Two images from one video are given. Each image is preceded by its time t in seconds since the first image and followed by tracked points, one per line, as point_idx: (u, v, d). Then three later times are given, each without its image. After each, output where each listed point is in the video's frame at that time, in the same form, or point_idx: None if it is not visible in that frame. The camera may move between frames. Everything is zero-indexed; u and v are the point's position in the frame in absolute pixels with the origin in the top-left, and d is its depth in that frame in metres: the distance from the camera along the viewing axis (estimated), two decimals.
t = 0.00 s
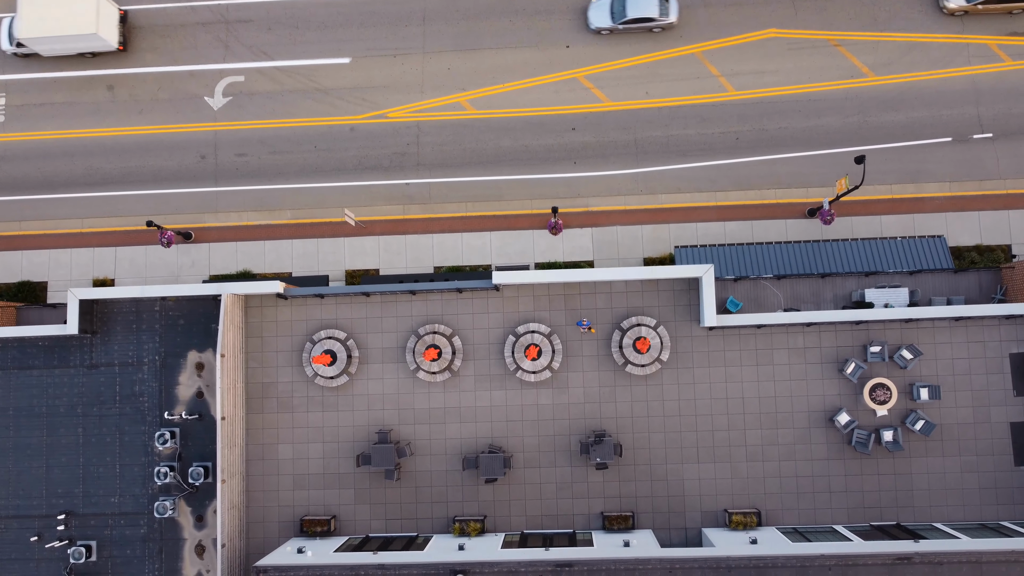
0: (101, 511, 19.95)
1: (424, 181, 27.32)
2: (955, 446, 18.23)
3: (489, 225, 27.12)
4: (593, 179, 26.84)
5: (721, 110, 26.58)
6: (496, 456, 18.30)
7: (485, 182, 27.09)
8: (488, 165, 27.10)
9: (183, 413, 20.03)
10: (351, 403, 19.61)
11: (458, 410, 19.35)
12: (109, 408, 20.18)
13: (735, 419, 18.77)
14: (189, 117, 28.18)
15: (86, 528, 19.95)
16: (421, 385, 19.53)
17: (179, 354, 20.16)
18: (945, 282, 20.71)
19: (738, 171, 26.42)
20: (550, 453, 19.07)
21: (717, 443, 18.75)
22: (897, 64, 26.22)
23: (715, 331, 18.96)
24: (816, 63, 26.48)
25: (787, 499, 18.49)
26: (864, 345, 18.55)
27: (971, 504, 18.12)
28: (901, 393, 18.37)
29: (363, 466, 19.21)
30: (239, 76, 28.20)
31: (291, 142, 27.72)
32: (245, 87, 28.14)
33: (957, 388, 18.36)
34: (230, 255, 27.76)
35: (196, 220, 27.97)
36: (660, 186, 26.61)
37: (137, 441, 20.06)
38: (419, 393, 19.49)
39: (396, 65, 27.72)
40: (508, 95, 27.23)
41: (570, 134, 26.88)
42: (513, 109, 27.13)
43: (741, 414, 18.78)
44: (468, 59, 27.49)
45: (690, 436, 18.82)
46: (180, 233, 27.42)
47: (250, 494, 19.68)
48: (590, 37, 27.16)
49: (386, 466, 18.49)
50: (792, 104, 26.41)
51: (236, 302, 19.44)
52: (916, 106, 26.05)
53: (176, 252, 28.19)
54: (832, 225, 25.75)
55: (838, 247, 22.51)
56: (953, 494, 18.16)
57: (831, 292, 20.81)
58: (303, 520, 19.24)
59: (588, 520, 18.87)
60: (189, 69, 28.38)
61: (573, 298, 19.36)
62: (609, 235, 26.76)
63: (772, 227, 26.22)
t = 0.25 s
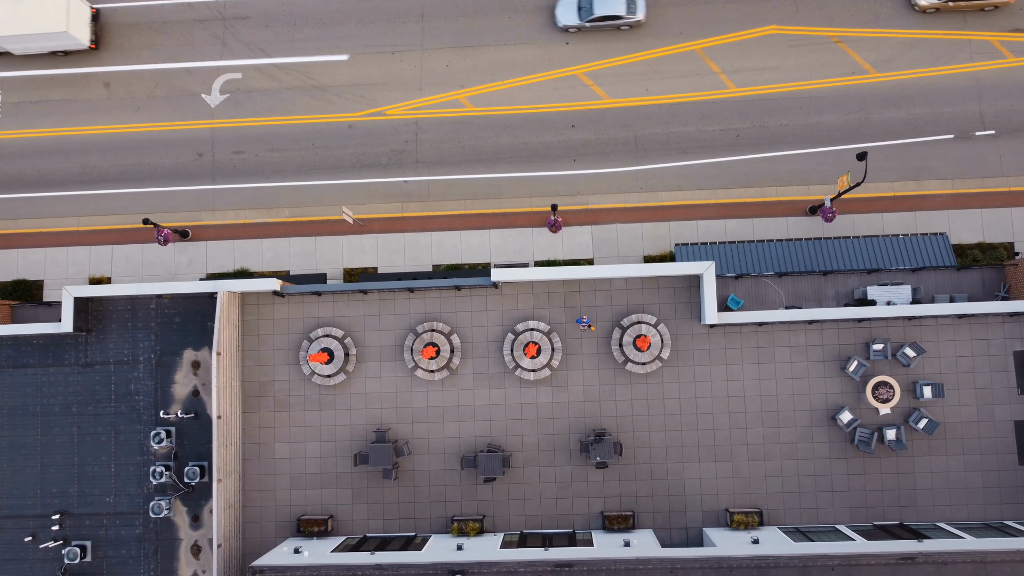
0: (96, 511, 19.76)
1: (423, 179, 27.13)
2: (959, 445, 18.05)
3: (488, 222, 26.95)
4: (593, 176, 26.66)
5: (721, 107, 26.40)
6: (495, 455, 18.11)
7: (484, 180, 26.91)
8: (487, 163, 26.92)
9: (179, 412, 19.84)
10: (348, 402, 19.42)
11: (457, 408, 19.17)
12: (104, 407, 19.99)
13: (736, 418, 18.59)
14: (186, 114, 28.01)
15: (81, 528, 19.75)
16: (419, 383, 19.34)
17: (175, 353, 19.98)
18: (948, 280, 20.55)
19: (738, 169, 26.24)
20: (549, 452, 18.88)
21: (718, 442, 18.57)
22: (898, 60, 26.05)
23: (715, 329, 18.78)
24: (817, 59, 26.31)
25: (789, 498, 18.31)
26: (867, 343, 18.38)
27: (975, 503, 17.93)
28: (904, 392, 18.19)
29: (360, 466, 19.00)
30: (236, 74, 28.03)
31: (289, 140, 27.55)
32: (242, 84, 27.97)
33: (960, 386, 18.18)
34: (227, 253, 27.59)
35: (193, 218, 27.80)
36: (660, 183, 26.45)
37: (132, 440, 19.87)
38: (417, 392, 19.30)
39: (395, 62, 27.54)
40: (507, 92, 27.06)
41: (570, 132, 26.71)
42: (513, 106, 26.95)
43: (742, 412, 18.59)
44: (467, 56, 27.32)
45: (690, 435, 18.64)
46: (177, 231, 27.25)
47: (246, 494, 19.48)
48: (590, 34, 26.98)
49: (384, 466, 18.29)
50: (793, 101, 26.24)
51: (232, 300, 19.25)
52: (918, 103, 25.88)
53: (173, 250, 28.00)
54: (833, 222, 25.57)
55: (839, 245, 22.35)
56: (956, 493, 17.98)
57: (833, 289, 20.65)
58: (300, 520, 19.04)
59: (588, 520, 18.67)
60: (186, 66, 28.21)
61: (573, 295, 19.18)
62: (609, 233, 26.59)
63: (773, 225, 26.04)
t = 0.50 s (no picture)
0: (87, 512, 19.40)
1: (421, 175, 26.81)
2: (966, 444, 17.70)
3: (486, 219, 26.61)
4: (593, 172, 26.32)
5: (723, 102, 26.08)
6: (493, 454, 17.74)
7: (482, 176, 26.57)
8: (485, 159, 26.58)
9: (172, 411, 19.49)
10: (344, 400, 19.07)
11: (455, 407, 18.82)
12: (95, 406, 19.63)
13: (740, 416, 18.25)
14: (182, 110, 27.69)
15: (72, 529, 19.39)
16: (416, 381, 18.99)
17: (168, 350, 19.63)
18: (954, 276, 20.21)
19: (740, 164, 25.92)
20: (549, 451, 18.54)
21: (720, 441, 18.23)
22: (902, 55, 25.73)
23: (718, 326, 18.44)
24: (820, 54, 25.99)
25: (793, 498, 17.97)
26: (872, 340, 18.03)
27: (983, 503, 17.58)
28: (910, 389, 17.84)
29: (356, 465, 18.64)
30: (232, 69, 27.70)
31: (285, 135, 27.21)
32: (238, 80, 27.64)
33: (968, 384, 17.83)
34: (223, 250, 27.25)
35: (188, 215, 27.46)
36: (661, 179, 26.12)
37: (124, 439, 19.51)
38: (414, 390, 18.95)
39: (393, 57, 27.21)
40: (506, 87, 26.74)
41: (569, 127, 26.38)
42: (512, 101, 26.62)
43: (746, 411, 18.25)
44: (465, 51, 26.99)
45: (692, 433, 18.29)
46: (171, 228, 26.92)
47: (240, 494, 19.12)
48: (590, 28, 26.66)
49: (380, 465, 17.94)
50: (795, 96, 25.91)
51: (225, 296, 18.89)
52: (922, 98, 25.54)
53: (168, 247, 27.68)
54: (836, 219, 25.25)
55: (843, 241, 22.02)
56: (964, 493, 17.63)
57: (837, 286, 20.32)
58: (295, 521, 18.68)
59: (589, 520, 18.32)
60: (181, 61, 27.87)
61: (572, 291, 18.85)
62: (609, 229, 26.26)
63: (776, 221, 25.73)
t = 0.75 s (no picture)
0: (76, 513, 18.93)
1: (418, 171, 26.37)
2: (976, 443, 17.27)
3: (485, 215, 26.20)
4: (593, 167, 25.90)
5: (725, 96, 25.65)
6: (491, 453, 17.30)
7: (481, 171, 26.14)
8: (484, 154, 26.15)
9: (163, 410, 19.05)
10: (339, 399, 18.63)
11: (452, 405, 18.38)
12: (85, 405, 19.17)
13: (744, 415, 17.82)
14: (176, 104, 27.24)
15: (60, 530, 18.92)
16: (413, 380, 18.56)
17: (158, 348, 19.18)
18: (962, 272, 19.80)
19: (743, 160, 25.50)
20: (548, 451, 18.10)
21: (724, 440, 17.80)
22: (907, 48, 25.31)
23: (721, 322, 18.02)
24: (824, 47, 25.56)
25: (798, 499, 17.55)
26: (880, 337, 17.60)
27: (993, 504, 17.15)
28: (919, 388, 17.41)
29: (351, 466, 18.19)
30: (226, 62, 27.25)
31: (280, 130, 26.78)
32: (233, 74, 27.19)
33: (977, 382, 17.41)
34: (217, 247, 26.81)
35: (182, 211, 27.02)
36: (663, 175, 25.70)
37: (114, 439, 19.05)
38: (411, 388, 18.51)
39: (390, 50, 26.78)
40: (505, 81, 26.31)
41: (569, 122, 25.94)
42: (511, 96, 26.19)
43: (750, 409, 17.81)
44: (463, 44, 26.55)
45: (696, 433, 17.86)
46: (165, 224, 26.49)
47: (233, 495, 18.67)
48: (591, 21, 26.24)
49: (375, 465, 17.50)
50: (799, 90, 25.49)
51: (217, 292, 18.44)
52: (928, 92, 25.11)
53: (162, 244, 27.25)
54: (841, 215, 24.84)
55: (849, 237, 21.60)
56: (974, 494, 17.20)
57: (843, 282, 19.91)
58: (288, 522, 18.23)
59: (589, 522, 17.88)
60: (175, 54, 27.43)
61: (573, 288, 18.42)
62: (610, 226, 25.85)
63: (779, 217, 25.32)
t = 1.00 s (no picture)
0: (63, 516, 18.46)
1: (416, 167, 25.90)
2: (988, 444, 16.81)
3: (484, 211, 25.74)
4: (594, 163, 25.44)
5: (728, 90, 25.20)
6: (490, 454, 16.84)
7: (479, 167, 25.67)
8: (482, 149, 25.68)
9: (153, 410, 18.57)
10: (333, 399, 18.15)
11: (449, 405, 17.92)
12: (72, 405, 18.69)
13: (749, 415, 17.35)
14: (169, 99, 26.78)
15: (47, 534, 18.43)
16: (409, 378, 18.09)
17: (148, 346, 18.71)
18: (972, 268, 19.34)
19: (746, 155, 25.05)
20: (548, 452, 17.63)
21: (729, 440, 17.33)
22: (913, 41, 24.85)
23: (726, 320, 17.55)
24: (828, 41, 25.11)
25: (805, 501, 17.08)
26: (889, 335, 17.13)
27: (1005, 507, 16.69)
28: (928, 387, 16.96)
29: (345, 467, 17.72)
30: (220, 56, 26.79)
31: (275, 125, 26.30)
32: (227, 68, 26.72)
33: (989, 381, 16.95)
34: (211, 244, 26.36)
35: (175, 207, 26.57)
36: (665, 170, 25.24)
37: (103, 440, 18.58)
38: (407, 387, 18.04)
39: (386, 44, 26.31)
40: (504, 75, 25.85)
41: (569, 116, 25.48)
42: (510, 90, 25.73)
43: (755, 409, 17.35)
44: (461, 38, 26.10)
45: (699, 433, 17.39)
46: (158, 221, 26.03)
47: (224, 497, 18.19)
48: (591, 14, 25.78)
49: (370, 467, 17.03)
50: (803, 84, 25.03)
51: (208, 289, 17.95)
52: (934, 86, 24.64)
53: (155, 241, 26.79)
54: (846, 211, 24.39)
55: (855, 233, 21.13)
56: (985, 495, 16.74)
57: (849, 279, 19.45)
58: (281, 525, 17.75)
59: (590, 525, 17.41)
60: (167, 48, 26.95)
61: (573, 284, 17.95)
62: (611, 222, 25.40)
63: (783, 213, 24.87)
